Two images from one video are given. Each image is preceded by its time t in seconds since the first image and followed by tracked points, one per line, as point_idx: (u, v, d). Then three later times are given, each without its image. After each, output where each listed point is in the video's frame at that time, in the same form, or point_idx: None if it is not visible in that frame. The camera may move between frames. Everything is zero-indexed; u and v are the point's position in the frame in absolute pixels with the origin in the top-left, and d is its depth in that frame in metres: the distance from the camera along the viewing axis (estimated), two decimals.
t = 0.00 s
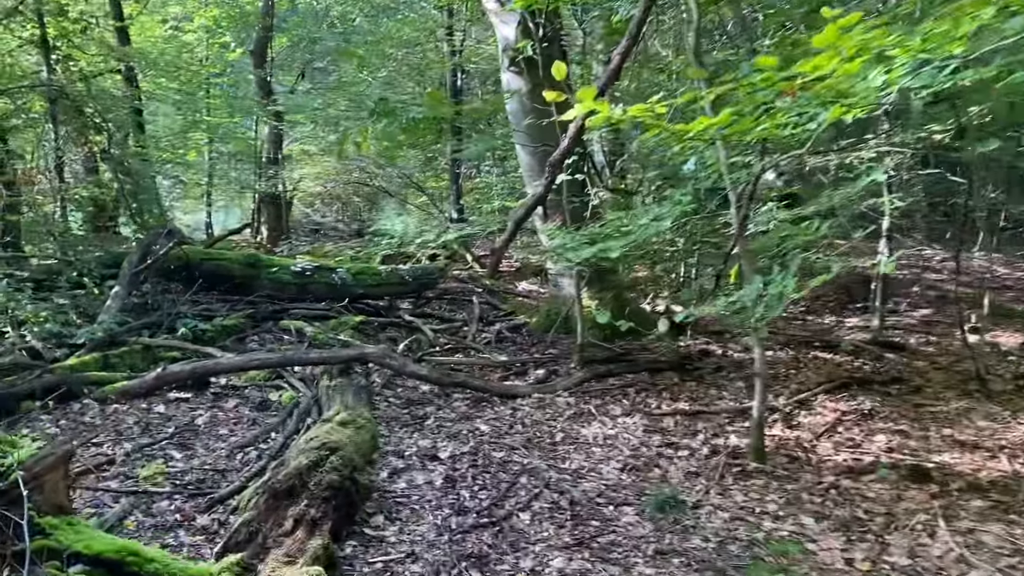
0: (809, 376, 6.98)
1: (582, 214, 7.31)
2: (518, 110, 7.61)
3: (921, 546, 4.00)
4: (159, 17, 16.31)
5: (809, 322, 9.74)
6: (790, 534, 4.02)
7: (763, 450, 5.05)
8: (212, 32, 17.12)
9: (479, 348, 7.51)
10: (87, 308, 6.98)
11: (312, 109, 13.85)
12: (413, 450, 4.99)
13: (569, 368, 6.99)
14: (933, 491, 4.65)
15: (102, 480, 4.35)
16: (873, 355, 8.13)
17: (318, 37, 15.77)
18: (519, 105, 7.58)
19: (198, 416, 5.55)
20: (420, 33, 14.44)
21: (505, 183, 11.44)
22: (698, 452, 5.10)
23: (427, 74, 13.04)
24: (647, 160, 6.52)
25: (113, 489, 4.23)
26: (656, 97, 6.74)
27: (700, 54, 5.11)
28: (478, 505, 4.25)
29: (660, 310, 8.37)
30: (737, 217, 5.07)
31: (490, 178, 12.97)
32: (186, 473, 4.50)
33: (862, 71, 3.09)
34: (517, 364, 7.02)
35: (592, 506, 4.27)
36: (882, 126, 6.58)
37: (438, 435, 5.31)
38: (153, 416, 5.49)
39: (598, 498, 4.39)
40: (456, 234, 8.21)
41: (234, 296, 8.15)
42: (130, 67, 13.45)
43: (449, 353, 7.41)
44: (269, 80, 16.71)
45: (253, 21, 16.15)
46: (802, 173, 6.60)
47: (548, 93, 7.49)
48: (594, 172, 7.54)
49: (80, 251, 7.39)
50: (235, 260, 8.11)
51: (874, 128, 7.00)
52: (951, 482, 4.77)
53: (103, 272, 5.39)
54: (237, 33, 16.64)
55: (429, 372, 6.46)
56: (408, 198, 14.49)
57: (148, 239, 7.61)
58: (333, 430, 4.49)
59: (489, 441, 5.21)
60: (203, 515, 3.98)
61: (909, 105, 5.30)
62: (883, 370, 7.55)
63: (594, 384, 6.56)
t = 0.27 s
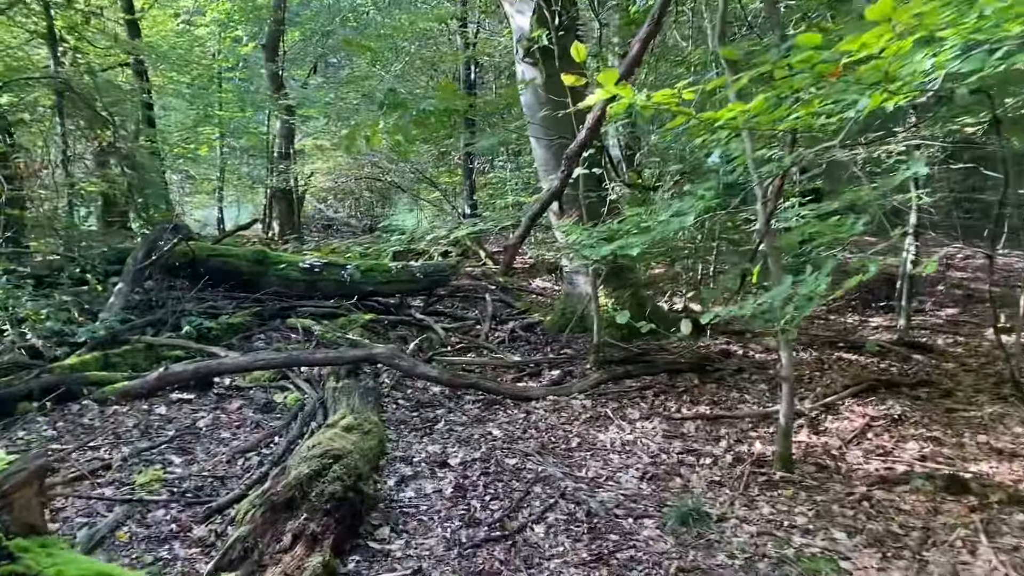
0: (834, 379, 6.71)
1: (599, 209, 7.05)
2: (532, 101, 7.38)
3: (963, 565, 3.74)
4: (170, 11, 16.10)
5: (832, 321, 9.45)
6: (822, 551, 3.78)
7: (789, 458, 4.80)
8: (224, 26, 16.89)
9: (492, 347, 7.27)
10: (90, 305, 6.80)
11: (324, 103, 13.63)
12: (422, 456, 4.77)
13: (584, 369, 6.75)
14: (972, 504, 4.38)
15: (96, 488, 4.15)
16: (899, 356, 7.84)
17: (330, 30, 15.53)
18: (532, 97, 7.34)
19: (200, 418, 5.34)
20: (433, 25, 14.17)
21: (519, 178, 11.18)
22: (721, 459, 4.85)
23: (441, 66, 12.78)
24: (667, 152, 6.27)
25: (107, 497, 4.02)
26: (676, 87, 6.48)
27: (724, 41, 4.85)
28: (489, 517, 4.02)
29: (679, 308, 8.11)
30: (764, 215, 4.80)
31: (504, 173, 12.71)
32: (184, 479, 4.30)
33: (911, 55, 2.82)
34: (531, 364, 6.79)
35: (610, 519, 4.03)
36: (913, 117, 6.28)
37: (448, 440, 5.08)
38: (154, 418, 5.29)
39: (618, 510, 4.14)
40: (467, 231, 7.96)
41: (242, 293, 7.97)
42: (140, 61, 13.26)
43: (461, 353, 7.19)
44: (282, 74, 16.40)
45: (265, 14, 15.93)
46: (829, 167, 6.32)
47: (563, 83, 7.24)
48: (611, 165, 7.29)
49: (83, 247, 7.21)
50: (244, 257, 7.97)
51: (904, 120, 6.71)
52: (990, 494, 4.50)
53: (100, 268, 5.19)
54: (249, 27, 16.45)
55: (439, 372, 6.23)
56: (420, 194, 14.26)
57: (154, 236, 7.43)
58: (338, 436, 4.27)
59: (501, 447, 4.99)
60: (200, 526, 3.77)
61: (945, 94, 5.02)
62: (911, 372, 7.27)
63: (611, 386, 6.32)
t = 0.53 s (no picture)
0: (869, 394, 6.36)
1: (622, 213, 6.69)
2: (551, 100, 7.09)
3: None
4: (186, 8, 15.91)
5: (862, 329, 9.09)
6: None
7: (825, 484, 4.47)
8: (240, 24, 16.68)
9: (508, 356, 6.97)
10: (92, 310, 6.58)
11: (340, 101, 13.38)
12: (432, 477, 4.48)
13: (605, 381, 6.45)
14: None
15: (84, 510, 3.90)
16: (935, 368, 7.47)
17: (347, 27, 15.27)
18: (552, 95, 7.05)
19: (201, 432, 5.09)
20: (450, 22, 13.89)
21: (538, 179, 10.88)
22: (751, 485, 4.55)
23: (458, 64, 12.50)
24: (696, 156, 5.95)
25: (95, 522, 3.77)
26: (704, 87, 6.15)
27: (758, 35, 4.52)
28: (503, 548, 3.74)
29: (702, 315, 7.79)
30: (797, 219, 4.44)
31: (522, 173, 12.41)
32: (179, 502, 4.03)
33: (980, 45, 2.48)
34: (548, 375, 6.51)
35: (633, 551, 3.74)
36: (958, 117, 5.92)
37: (460, 458, 4.80)
38: (152, 431, 5.04)
39: (641, 540, 3.85)
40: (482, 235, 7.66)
41: (251, 297, 7.75)
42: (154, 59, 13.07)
43: (476, 362, 6.91)
44: (298, 72, 16.15)
45: (281, 11, 15.69)
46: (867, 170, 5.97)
47: (584, 82, 6.93)
48: (634, 167, 6.97)
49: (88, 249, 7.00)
50: (252, 261, 7.73)
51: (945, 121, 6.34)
52: None
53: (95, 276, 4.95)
54: (264, 25, 16.26)
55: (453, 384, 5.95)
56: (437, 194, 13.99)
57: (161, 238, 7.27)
58: (342, 457, 4.00)
59: (516, 467, 4.69)
60: (192, 555, 3.51)
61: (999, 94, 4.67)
62: (948, 385, 6.91)
63: (632, 399, 6.01)
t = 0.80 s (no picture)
0: (910, 405, 6.04)
1: (649, 213, 6.37)
2: (575, 93, 6.81)
3: None
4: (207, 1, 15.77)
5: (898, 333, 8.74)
6: None
7: (867, 505, 4.18)
8: (262, 16, 16.52)
9: (528, 360, 6.71)
10: (101, 309, 6.41)
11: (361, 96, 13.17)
12: (446, 493, 4.24)
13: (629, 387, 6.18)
14: None
15: (80, 527, 3.71)
16: (977, 376, 7.12)
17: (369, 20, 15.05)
18: (576, 88, 6.77)
19: (207, 440, 4.88)
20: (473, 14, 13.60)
21: (562, 175, 10.60)
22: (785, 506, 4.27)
23: (480, 56, 12.21)
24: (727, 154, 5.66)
25: (89, 540, 3.57)
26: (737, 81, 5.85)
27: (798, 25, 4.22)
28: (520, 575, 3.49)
29: (730, 319, 7.49)
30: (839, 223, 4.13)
31: (545, 169, 12.13)
32: (178, 518, 3.82)
33: None
34: (570, 382, 6.25)
35: None
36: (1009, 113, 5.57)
37: (476, 472, 4.56)
38: (157, 439, 4.85)
39: (668, 567, 3.59)
40: (503, 234, 7.38)
41: (265, 296, 7.56)
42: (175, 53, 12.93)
43: (495, 365, 6.67)
44: (320, 65, 15.97)
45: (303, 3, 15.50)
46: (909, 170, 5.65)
47: (610, 75, 6.66)
48: (661, 165, 6.69)
49: (99, 246, 6.83)
50: (267, 259, 7.53)
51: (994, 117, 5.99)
52: None
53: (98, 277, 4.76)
54: (286, 18, 16.08)
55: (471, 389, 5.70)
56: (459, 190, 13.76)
57: (175, 234, 7.12)
58: (350, 474, 3.77)
59: (535, 482, 4.44)
60: None
61: None
62: (992, 395, 6.56)
63: (658, 408, 5.74)
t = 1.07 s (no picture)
0: (950, 415, 5.72)
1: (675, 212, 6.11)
2: (599, 86, 6.58)
3: None
4: None
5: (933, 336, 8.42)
6: None
7: (908, 524, 3.91)
8: (283, 9, 16.36)
9: (548, 363, 6.48)
10: (111, 307, 6.26)
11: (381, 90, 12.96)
12: (460, 505, 4.03)
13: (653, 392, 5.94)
14: None
15: (76, 538, 3.54)
16: (1018, 383, 6.81)
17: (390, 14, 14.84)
18: (599, 81, 6.54)
19: (213, 444, 4.70)
20: (495, 6, 13.33)
21: (585, 171, 10.34)
22: (819, 525, 4.03)
23: (501, 49, 11.94)
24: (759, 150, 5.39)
25: (84, 552, 3.40)
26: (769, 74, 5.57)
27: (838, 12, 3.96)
28: None
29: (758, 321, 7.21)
30: (881, 224, 3.85)
31: (568, 165, 11.87)
32: (178, 530, 3.64)
33: None
34: (591, 386, 6.02)
35: None
36: None
37: (492, 482, 4.35)
38: (162, 442, 4.68)
39: None
40: (523, 232, 7.16)
41: (279, 294, 7.39)
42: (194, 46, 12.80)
43: (513, 368, 6.45)
44: (341, 59, 15.78)
45: None
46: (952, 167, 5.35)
47: (636, 67, 6.40)
48: (688, 161, 6.43)
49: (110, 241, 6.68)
50: (281, 256, 7.36)
51: None
52: None
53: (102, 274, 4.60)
54: (307, 11, 15.89)
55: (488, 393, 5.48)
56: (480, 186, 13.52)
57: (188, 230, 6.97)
58: (358, 486, 3.57)
59: (553, 494, 4.22)
60: None
61: None
62: None
63: (683, 415, 5.49)
